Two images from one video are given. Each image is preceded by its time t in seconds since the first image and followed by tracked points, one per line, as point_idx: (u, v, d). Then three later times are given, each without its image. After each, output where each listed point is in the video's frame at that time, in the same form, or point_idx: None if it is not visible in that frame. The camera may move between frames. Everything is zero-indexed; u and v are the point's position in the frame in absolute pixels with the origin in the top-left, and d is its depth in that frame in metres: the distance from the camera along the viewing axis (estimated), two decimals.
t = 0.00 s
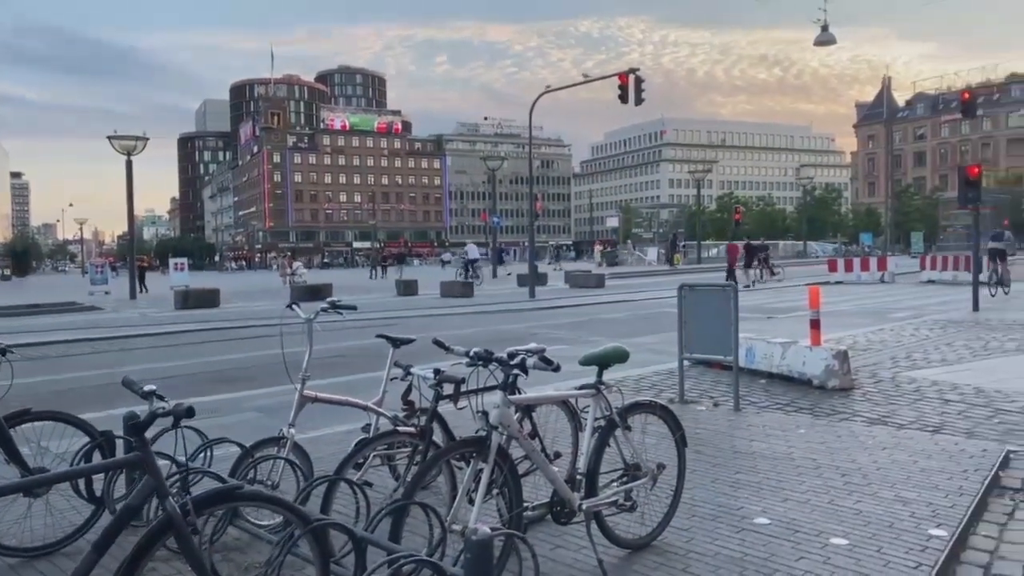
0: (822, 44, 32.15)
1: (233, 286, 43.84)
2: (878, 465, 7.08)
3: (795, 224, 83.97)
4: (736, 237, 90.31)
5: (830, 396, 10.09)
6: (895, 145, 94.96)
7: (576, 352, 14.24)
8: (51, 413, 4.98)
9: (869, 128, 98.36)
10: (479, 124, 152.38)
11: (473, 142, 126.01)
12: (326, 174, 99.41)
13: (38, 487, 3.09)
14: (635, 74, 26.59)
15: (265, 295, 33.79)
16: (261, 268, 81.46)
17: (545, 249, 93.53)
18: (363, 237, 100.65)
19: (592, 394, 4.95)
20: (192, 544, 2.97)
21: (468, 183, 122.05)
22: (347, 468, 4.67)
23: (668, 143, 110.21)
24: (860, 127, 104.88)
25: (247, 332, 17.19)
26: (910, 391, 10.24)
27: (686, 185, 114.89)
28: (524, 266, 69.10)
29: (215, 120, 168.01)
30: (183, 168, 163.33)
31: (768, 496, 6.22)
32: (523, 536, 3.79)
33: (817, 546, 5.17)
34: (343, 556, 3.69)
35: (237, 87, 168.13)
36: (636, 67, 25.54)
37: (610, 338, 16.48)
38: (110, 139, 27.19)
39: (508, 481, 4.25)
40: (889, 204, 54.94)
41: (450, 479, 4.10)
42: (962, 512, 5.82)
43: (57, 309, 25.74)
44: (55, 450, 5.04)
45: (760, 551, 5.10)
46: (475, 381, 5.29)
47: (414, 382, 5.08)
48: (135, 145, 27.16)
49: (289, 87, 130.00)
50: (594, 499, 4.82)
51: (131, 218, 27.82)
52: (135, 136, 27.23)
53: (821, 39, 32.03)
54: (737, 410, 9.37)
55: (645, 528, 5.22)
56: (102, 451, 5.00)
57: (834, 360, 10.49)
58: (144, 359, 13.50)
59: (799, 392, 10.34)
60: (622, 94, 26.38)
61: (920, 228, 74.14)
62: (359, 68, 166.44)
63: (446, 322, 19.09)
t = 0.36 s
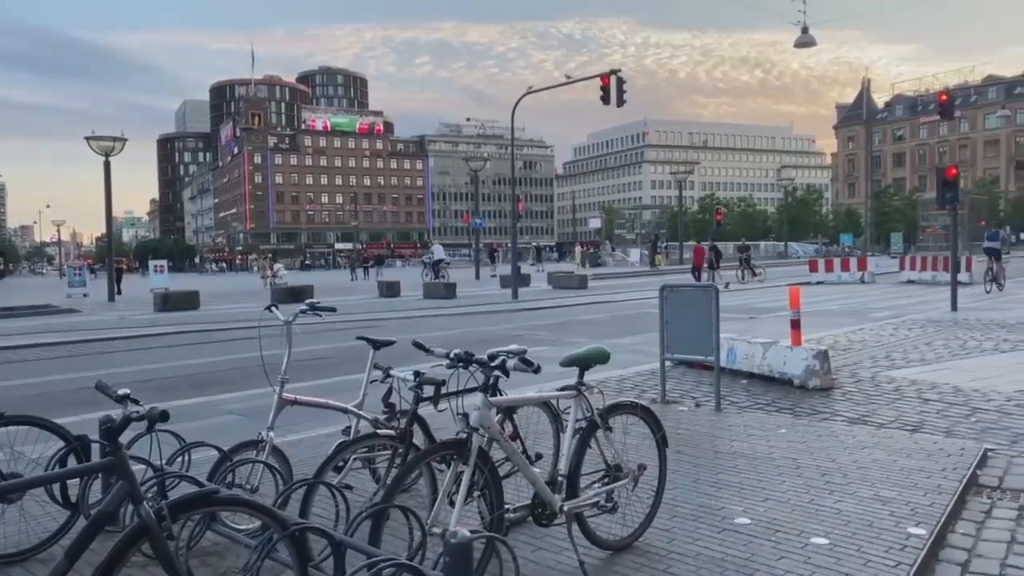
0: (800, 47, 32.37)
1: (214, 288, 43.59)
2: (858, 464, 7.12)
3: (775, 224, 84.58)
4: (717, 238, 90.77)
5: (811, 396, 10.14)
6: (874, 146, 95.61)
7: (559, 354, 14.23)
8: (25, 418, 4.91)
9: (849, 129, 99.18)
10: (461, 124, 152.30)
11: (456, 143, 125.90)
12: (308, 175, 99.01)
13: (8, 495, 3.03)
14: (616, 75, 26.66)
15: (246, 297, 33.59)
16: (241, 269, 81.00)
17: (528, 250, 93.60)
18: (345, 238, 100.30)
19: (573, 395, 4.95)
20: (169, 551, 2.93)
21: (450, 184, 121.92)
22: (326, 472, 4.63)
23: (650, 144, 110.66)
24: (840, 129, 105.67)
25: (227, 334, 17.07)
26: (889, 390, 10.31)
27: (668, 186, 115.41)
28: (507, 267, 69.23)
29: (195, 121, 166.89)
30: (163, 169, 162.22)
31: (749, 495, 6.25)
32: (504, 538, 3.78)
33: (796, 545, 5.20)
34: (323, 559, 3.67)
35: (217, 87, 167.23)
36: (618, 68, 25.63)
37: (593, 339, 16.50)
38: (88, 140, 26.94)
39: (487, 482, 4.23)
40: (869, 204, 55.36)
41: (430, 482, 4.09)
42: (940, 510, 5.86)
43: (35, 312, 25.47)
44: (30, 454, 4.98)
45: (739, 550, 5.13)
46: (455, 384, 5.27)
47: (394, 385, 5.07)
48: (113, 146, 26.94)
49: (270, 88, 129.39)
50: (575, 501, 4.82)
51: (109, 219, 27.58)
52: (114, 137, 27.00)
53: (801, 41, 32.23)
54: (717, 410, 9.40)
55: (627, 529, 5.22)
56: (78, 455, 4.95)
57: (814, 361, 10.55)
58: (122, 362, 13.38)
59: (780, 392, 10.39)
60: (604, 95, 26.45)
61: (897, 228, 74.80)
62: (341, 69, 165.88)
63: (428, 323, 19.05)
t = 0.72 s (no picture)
0: (782, 49, 32.59)
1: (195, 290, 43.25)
2: (839, 464, 7.16)
3: (758, 226, 84.96)
4: (700, 239, 91.05)
5: (792, 397, 10.19)
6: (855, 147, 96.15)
7: (543, 355, 14.24)
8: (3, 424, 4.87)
9: (830, 131, 99.80)
10: (445, 126, 152.14)
11: (439, 145, 125.67)
12: (290, 177, 98.49)
13: None
14: (599, 77, 26.73)
15: (227, 300, 33.38)
16: (223, 271, 80.42)
17: (512, 252, 93.54)
18: (328, 240, 99.80)
19: (556, 397, 4.94)
20: (147, 556, 2.90)
21: (434, 186, 121.70)
22: (307, 475, 4.62)
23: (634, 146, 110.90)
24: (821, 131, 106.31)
25: (208, 337, 16.96)
26: (870, 390, 10.38)
27: (652, 188, 115.83)
28: (490, 269, 69.16)
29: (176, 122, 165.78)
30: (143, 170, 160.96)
31: (731, 497, 6.27)
32: (486, 542, 3.77)
33: (778, 546, 5.21)
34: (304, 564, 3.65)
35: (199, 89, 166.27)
36: (601, 70, 25.68)
37: (577, 340, 16.51)
38: (67, 141, 26.69)
39: (470, 485, 4.23)
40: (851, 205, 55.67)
41: (412, 484, 4.08)
42: (921, 509, 5.91)
43: (12, 315, 25.19)
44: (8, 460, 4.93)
45: (723, 552, 5.14)
46: (438, 387, 5.26)
47: (376, 388, 5.06)
48: (92, 147, 26.69)
49: (252, 89, 128.77)
50: (559, 503, 4.81)
51: (88, 221, 27.32)
52: (92, 138, 26.76)
53: (783, 43, 32.42)
54: (700, 410, 9.42)
55: (609, 531, 5.22)
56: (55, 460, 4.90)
57: (796, 361, 10.60)
58: (101, 365, 13.27)
59: (762, 393, 10.43)
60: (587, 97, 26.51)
61: (878, 229, 75.21)
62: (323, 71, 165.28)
63: (411, 325, 19.01)
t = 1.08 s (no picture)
0: (766, 52, 32.77)
1: (179, 293, 43.04)
2: (823, 464, 7.21)
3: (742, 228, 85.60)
4: (685, 242, 91.50)
5: (777, 398, 10.24)
6: (838, 150, 96.91)
7: (528, 357, 14.24)
8: None
9: (813, 134, 100.56)
10: (430, 128, 152.04)
11: (425, 147, 125.58)
12: (274, 179, 98.19)
13: None
14: (584, 80, 26.82)
15: (212, 303, 33.23)
16: (207, 274, 80.03)
17: (497, 254, 93.63)
18: (313, 243, 99.49)
19: (541, 399, 4.95)
20: (130, 561, 2.87)
21: (419, 188, 121.65)
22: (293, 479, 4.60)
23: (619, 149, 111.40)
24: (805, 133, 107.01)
25: (191, 340, 16.86)
26: (852, 391, 10.45)
27: (636, 191, 116.32)
28: (475, 271, 69.18)
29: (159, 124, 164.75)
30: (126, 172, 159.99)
31: (717, 498, 6.28)
32: (471, 545, 3.78)
33: (763, 547, 5.23)
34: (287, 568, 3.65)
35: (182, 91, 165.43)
36: (586, 73, 25.79)
37: (562, 342, 16.54)
38: (48, 143, 26.46)
39: (455, 488, 4.23)
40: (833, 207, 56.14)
41: (397, 488, 4.07)
42: (904, 510, 5.95)
43: None
44: None
45: (708, 553, 5.15)
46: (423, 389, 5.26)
47: (360, 391, 5.07)
48: (74, 149, 26.51)
49: (236, 91, 128.28)
50: (543, 506, 4.83)
51: (70, 223, 27.11)
52: (74, 140, 26.57)
53: (766, 46, 32.64)
54: (685, 413, 9.45)
55: (594, 532, 5.23)
56: (35, 465, 4.85)
57: (780, 363, 10.65)
58: (82, 369, 13.16)
59: (746, 394, 10.49)
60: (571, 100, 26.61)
61: (860, 231, 75.83)
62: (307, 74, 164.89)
63: (396, 328, 18.97)
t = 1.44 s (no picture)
0: (752, 56, 32.90)
1: (164, 297, 42.72)
2: (809, 467, 7.24)
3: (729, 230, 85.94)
4: (672, 244, 91.74)
5: (763, 400, 10.29)
6: (824, 153, 97.48)
7: (516, 360, 14.22)
8: None
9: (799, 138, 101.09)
10: (418, 130, 151.82)
11: (412, 149, 125.42)
12: (261, 182, 97.84)
13: None
14: (572, 83, 26.85)
15: (198, 306, 33.03)
16: (193, 277, 79.66)
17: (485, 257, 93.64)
18: (300, 246, 99.10)
19: (528, 403, 4.95)
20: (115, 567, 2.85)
21: (407, 191, 121.51)
22: (279, 483, 4.57)
23: (606, 151, 111.65)
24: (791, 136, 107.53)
25: (177, 344, 16.76)
26: (839, 393, 10.50)
27: (624, 193, 116.50)
28: (463, 275, 69.03)
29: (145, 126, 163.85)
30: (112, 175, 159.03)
31: (704, 500, 6.30)
32: (458, 550, 3.78)
33: (750, 549, 5.25)
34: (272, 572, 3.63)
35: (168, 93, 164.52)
36: (573, 76, 25.80)
37: (550, 345, 16.54)
38: (32, 145, 26.25)
39: (441, 492, 4.23)
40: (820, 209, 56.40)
41: (385, 493, 4.07)
42: (890, 511, 5.99)
43: None
44: None
45: (694, 555, 5.16)
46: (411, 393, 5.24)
47: (347, 395, 5.05)
48: (58, 151, 26.30)
49: (222, 94, 127.77)
50: (531, 509, 4.82)
51: (53, 227, 26.90)
52: (58, 142, 26.36)
53: (753, 50, 32.78)
54: (673, 415, 9.47)
55: (582, 535, 5.23)
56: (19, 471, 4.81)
57: (767, 365, 10.69)
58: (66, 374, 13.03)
59: (733, 396, 10.52)
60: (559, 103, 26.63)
61: (846, 234, 76.25)
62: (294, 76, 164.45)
63: (383, 331, 18.92)
